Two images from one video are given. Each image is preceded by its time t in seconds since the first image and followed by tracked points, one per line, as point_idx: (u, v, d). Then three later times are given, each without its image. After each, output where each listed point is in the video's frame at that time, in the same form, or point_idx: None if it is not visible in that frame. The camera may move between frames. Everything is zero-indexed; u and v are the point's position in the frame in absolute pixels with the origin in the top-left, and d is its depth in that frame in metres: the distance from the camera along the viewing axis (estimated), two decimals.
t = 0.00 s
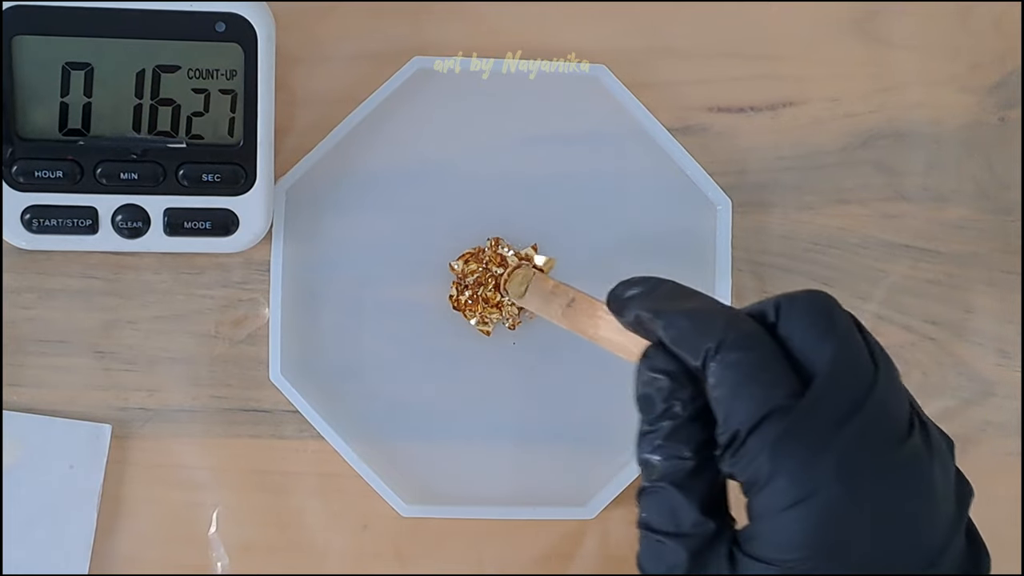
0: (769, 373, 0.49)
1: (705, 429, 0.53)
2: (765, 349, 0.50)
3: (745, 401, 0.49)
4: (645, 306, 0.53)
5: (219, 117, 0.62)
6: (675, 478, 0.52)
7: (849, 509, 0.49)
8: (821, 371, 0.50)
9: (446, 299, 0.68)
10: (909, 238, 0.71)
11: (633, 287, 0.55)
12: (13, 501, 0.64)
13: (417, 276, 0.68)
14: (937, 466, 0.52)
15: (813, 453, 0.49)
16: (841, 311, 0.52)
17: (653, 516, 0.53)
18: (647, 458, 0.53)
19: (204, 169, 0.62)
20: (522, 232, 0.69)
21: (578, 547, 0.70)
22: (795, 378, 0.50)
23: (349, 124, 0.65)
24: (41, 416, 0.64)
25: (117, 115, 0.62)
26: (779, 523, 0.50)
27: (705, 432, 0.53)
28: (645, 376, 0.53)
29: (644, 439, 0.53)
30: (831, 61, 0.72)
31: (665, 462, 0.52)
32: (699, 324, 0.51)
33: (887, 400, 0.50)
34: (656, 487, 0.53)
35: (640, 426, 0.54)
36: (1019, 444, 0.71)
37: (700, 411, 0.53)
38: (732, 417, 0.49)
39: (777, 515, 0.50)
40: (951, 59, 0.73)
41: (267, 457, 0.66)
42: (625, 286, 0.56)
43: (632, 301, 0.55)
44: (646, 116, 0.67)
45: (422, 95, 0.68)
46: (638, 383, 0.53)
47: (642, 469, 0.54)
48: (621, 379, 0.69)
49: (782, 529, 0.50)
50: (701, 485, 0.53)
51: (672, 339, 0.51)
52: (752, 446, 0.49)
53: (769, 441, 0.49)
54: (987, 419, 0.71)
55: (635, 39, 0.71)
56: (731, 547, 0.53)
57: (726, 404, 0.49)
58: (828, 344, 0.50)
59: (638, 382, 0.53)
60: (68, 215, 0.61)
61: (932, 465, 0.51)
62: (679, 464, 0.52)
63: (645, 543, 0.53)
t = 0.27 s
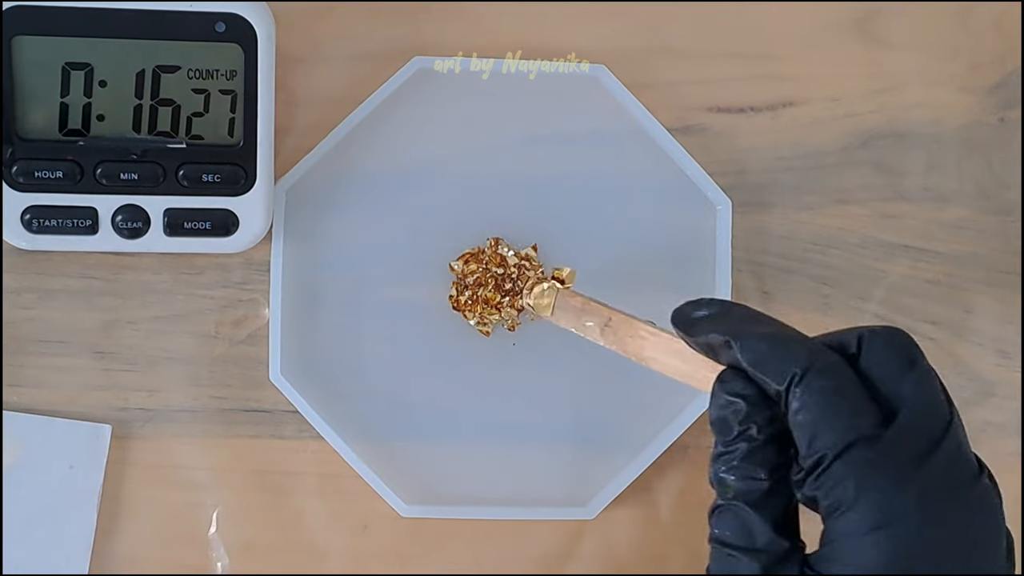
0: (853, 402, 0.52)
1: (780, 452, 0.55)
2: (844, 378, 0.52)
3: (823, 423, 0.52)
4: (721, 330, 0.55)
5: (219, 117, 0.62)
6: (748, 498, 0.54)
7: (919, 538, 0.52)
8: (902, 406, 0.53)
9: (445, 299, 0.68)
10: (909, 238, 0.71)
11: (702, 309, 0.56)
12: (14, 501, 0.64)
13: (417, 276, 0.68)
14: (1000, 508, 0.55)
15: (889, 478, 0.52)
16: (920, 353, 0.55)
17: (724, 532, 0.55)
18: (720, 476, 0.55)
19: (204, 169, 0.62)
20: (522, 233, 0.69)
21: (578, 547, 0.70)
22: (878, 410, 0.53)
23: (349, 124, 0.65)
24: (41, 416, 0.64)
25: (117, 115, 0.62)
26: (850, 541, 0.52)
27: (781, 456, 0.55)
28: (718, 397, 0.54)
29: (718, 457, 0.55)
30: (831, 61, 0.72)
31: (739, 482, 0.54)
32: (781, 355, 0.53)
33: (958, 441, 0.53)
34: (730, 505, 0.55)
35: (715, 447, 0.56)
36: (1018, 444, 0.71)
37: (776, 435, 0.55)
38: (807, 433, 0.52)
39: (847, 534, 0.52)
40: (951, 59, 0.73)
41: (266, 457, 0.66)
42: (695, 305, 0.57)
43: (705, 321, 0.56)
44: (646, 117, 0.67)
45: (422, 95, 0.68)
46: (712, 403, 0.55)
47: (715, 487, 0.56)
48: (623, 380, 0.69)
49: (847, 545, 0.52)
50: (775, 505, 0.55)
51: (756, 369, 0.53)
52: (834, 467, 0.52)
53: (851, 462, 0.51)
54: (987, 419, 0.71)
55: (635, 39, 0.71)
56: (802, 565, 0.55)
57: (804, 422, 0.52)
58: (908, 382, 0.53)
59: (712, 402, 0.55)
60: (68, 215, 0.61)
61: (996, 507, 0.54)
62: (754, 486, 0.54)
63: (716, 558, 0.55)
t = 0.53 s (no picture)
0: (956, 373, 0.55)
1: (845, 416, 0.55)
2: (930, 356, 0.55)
3: (952, 400, 0.54)
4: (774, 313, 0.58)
5: (218, 117, 0.62)
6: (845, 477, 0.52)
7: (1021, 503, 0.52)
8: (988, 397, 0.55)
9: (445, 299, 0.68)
10: (909, 238, 0.71)
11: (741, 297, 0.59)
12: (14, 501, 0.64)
13: (417, 276, 0.68)
14: None
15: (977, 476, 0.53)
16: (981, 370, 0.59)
17: (822, 518, 0.52)
18: (809, 463, 0.53)
19: (203, 169, 0.62)
20: (522, 232, 0.69)
21: (578, 547, 0.70)
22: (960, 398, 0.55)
23: (349, 124, 0.65)
24: (41, 416, 0.64)
25: (117, 115, 0.62)
26: (921, 535, 0.51)
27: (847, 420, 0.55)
28: (785, 385, 0.54)
29: (799, 445, 0.54)
30: (831, 61, 0.72)
31: (814, 431, 0.54)
32: (858, 329, 0.56)
33: None
34: (821, 490, 0.52)
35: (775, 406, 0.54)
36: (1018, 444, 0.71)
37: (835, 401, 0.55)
38: (942, 407, 0.54)
39: (910, 527, 0.51)
40: (951, 59, 0.73)
41: (266, 457, 0.66)
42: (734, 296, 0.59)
43: (755, 306, 0.58)
44: (646, 116, 0.67)
45: (422, 95, 0.68)
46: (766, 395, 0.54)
47: (802, 476, 0.54)
48: (623, 380, 0.69)
49: (911, 545, 0.50)
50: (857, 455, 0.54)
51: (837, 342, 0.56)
52: (953, 450, 0.54)
53: (966, 446, 0.53)
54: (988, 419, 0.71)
55: (635, 39, 0.71)
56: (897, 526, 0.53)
57: (917, 394, 0.54)
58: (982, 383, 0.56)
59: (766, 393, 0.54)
60: (68, 215, 0.61)
61: None
62: (847, 466, 0.53)
63: (821, 544, 0.52)
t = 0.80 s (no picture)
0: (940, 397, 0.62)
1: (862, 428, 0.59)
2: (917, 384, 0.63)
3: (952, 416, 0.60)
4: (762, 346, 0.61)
5: (217, 117, 0.62)
6: (896, 460, 0.56)
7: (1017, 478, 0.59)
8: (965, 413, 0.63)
9: (444, 299, 0.68)
10: (909, 238, 0.71)
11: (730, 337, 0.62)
12: (14, 501, 0.64)
13: (417, 276, 0.68)
14: None
15: (993, 472, 0.59)
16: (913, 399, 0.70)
17: (878, 496, 0.56)
18: (853, 453, 0.56)
19: (203, 169, 0.62)
20: (522, 233, 0.69)
21: (578, 548, 0.70)
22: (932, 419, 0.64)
23: (349, 124, 0.65)
24: (40, 416, 0.64)
25: (116, 115, 0.62)
26: (953, 511, 0.56)
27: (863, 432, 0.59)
28: (814, 382, 0.57)
29: (839, 437, 0.56)
30: (831, 61, 0.72)
31: (853, 430, 0.57)
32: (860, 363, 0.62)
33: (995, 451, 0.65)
34: (875, 474, 0.56)
35: (815, 412, 0.57)
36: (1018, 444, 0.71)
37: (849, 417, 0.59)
38: (955, 418, 0.60)
39: (941, 501, 0.56)
40: (951, 59, 0.73)
41: (266, 457, 0.66)
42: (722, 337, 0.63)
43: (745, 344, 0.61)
44: (646, 116, 0.67)
45: (422, 95, 0.68)
46: (796, 392, 0.56)
47: (845, 466, 0.56)
48: (623, 381, 0.69)
49: (947, 519, 0.56)
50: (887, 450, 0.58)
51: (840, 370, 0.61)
52: (971, 452, 0.59)
53: (984, 448, 0.59)
54: (987, 419, 0.71)
55: (635, 39, 0.71)
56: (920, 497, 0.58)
57: (931, 408, 0.60)
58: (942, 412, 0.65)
59: (792, 391, 0.56)
60: (68, 215, 0.61)
61: None
62: (886, 451, 0.56)
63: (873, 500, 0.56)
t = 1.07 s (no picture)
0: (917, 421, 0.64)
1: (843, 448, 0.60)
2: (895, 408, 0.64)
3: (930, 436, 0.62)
4: (762, 368, 0.61)
5: (217, 117, 0.62)
6: (879, 471, 0.57)
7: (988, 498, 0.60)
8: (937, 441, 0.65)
9: (444, 299, 0.68)
10: (908, 238, 0.71)
11: (732, 354, 0.62)
12: (14, 501, 0.64)
13: (416, 276, 0.68)
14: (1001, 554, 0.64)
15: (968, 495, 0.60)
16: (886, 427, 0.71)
17: (861, 500, 0.56)
18: (842, 462, 0.57)
19: (203, 169, 0.62)
20: (522, 233, 0.69)
21: (577, 548, 0.70)
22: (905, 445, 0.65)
23: (349, 124, 0.66)
24: (40, 416, 0.65)
25: (116, 115, 0.62)
26: (938, 518, 0.56)
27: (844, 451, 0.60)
28: (807, 400, 0.58)
29: (829, 448, 0.57)
30: (831, 61, 0.72)
31: (840, 443, 0.57)
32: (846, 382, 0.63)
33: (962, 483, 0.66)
34: (861, 482, 0.56)
35: (806, 424, 0.57)
36: (1017, 444, 0.71)
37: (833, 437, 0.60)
38: (934, 443, 0.61)
39: (923, 505, 0.56)
40: (951, 58, 0.73)
41: (265, 457, 0.66)
42: (721, 356, 0.63)
43: (743, 364, 0.62)
44: (646, 116, 0.67)
45: (421, 95, 0.68)
46: (790, 408, 0.58)
47: (832, 472, 0.57)
48: (622, 381, 0.69)
49: (931, 523, 0.55)
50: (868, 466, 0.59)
51: (829, 394, 0.61)
52: (947, 475, 0.60)
53: (959, 474, 0.61)
54: (986, 418, 0.71)
55: (634, 39, 0.71)
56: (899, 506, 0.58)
57: (912, 431, 0.61)
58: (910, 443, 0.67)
59: (786, 408, 0.58)
60: (68, 216, 0.61)
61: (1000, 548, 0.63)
62: (870, 463, 0.57)
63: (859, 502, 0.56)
